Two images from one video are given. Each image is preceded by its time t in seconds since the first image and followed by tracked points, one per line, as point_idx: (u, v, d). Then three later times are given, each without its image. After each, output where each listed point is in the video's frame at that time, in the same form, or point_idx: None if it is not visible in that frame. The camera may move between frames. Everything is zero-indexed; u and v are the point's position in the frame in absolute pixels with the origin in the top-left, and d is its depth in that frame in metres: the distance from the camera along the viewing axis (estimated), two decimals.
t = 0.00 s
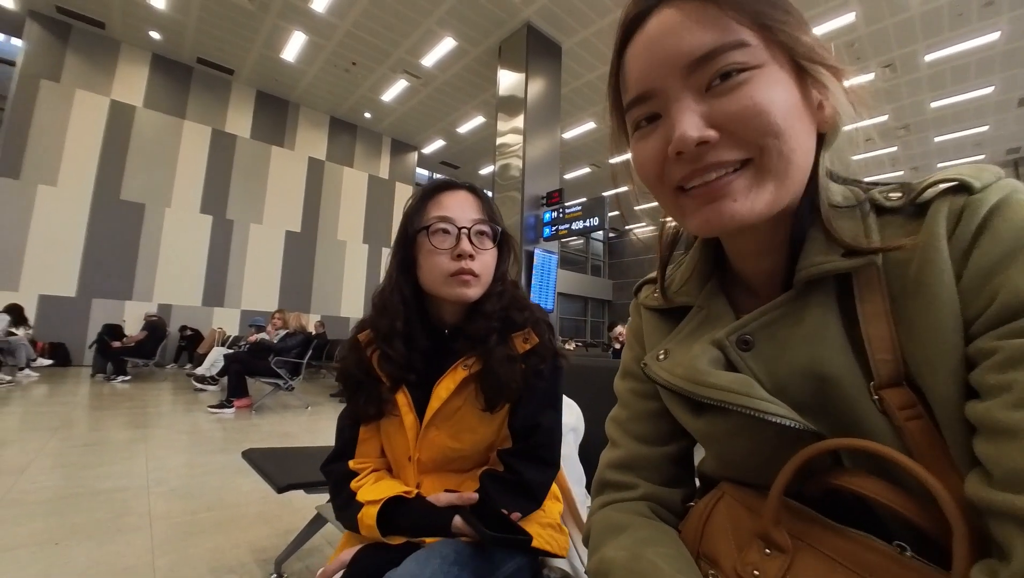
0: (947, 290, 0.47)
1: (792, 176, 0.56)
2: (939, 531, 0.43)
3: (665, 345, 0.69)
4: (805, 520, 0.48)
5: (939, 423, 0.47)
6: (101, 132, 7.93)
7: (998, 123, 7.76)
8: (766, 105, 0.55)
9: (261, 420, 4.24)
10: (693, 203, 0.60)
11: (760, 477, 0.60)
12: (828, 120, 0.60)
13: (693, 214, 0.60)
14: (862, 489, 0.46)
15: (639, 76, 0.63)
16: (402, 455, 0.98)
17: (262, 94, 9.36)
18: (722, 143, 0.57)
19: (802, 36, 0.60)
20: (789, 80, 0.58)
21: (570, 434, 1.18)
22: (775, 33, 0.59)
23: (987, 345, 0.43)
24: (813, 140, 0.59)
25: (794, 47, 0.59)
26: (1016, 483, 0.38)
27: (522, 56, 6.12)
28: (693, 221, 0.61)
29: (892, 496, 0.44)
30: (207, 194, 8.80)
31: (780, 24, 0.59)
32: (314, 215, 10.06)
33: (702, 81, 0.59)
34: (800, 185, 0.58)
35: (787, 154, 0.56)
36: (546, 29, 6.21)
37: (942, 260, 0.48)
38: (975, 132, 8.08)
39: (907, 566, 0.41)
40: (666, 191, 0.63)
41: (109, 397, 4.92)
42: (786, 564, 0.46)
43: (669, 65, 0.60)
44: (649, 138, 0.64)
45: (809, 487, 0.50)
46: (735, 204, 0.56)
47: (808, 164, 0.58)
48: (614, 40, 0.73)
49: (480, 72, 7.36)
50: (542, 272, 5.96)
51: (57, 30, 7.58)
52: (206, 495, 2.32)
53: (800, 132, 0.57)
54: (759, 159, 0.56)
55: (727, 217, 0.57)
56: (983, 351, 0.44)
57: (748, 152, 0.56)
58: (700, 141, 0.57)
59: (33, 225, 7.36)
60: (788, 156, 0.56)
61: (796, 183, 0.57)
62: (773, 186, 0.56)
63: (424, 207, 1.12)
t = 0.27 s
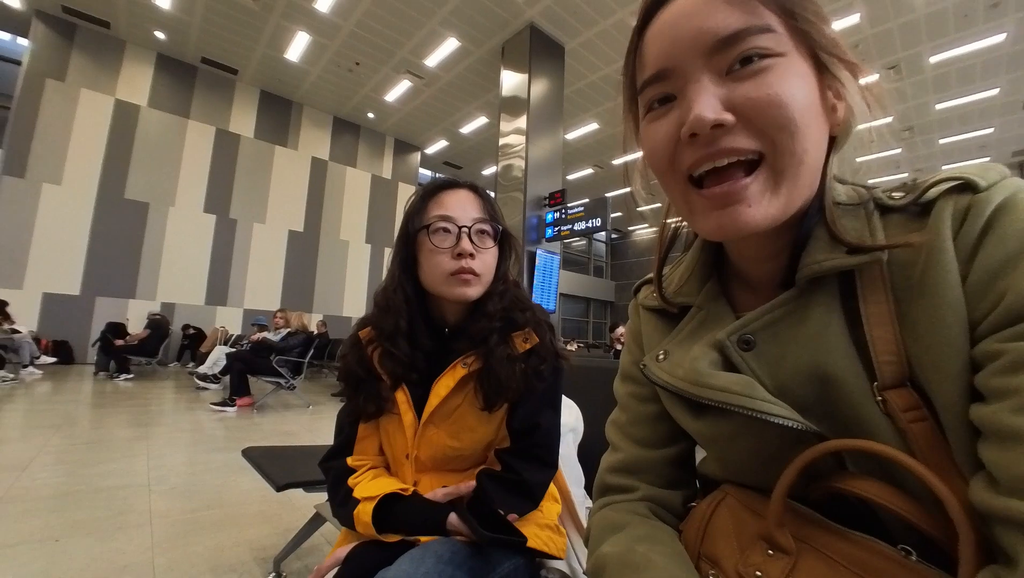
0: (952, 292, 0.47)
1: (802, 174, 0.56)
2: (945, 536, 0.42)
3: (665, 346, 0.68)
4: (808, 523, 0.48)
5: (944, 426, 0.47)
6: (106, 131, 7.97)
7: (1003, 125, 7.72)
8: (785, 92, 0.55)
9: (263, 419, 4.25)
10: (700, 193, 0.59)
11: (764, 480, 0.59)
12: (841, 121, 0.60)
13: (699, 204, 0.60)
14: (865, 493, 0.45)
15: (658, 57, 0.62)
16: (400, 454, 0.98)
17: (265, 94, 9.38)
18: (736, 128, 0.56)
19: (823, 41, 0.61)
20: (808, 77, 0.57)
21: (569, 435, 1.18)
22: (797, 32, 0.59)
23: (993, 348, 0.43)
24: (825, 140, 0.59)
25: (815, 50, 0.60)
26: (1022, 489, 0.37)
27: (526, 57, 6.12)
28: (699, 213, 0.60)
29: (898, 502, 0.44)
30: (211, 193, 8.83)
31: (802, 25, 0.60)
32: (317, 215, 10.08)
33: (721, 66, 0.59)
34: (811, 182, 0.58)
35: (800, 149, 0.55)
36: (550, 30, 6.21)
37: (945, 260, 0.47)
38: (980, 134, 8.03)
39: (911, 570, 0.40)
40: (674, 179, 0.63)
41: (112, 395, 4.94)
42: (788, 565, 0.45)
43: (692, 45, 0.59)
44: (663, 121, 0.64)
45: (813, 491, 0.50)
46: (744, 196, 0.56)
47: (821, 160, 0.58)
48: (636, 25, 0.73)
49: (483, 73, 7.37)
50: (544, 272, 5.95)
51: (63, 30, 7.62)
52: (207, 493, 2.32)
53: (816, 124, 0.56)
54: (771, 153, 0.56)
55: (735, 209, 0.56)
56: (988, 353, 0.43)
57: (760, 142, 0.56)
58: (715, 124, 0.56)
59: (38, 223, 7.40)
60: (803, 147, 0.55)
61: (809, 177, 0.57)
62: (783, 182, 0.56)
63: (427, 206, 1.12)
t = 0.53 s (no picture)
0: (944, 295, 0.47)
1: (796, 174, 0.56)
2: (929, 540, 0.43)
3: (659, 346, 0.68)
4: (797, 527, 0.48)
5: (935, 430, 0.47)
6: (110, 132, 8.01)
7: (1007, 128, 7.69)
8: (784, 95, 0.55)
9: (264, 419, 4.27)
10: (695, 189, 0.60)
11: (755, 483, 0.59)
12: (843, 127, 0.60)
13: (694, 200, 0.60)
14: (852, 499, 0.46)
15: (664, 55, 0.63)
16: (396, 455, 0.98)
17: (269, 95, 9.42)
18: (734, 130, 0.56)
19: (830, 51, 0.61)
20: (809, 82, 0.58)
21: (566, 437, 1.17)
22: (801, 38, 0.60)
23: (984, 353, 0.43)
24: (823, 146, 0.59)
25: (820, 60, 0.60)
26: (1009, 497, 0.38)
27: (528, 59, 6.13)
28: (693, 209, 0.60)
29: (886, 508, 0.44)
30: (214, 193, 8.87)
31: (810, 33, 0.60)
32: (320, 216, 10.11)
33: (723, 68, 0.59)
34: (804, 188, 0.57)
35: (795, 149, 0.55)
36: (552, 32, 6.22)
37: (939, 264, 0.48)
38: (984, 136, 8.01)
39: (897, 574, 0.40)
40: (672, 174, 0.63)
41: (114, 394, 4.97)
42: (776, 570, 0.45)
43: (696, 45, 0.60)
44: (666, 119, 0.64)
45: (802, 496, 0.50)
46: (737, 192, 0.56)
47: (815, 166, 0.58)
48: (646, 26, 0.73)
49: (486, 74, 7.38)
50: (546, 274, 5.95)
51: (69, 31, 7.68)
52: (208, 492, 2.33)
53: (811, 130, 0.56)
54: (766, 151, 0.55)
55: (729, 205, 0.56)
56: (977, 359, 0.44)
57: (757, 140, 0.56)
58: (713, 124, 0.56)
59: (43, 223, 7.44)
60: (795, 153, 0.55)
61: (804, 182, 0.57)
62: (779, 181, 0.55)
63: (419, 209, 1.12)
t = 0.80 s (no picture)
0: (950, 291, 0.46)
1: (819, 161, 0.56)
2: (937, 539, 0.42)
3: (663, 345, 0.68)
4: (802, 525, 0.48)
5: (942, 428, 0.46)
6: (115, 132, 8.06)
7: (1013, 130, 7.65)
8: (815, 80, 0.55)
9: (267, 418, 4.28)
10: (724, 173, 0.57)
11: (760, 483, 0.59)
12: (839, 126, 0.64)
13: (722, 184, 0.58)
14: (859, 497, 0.45)
15: (684, 42, 0.62)
16: (398, 454, 0.98)
17: (273, 95, 9.45)
18: (768, 115, 0.55)
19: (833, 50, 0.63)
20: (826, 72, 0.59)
21: (568, 436, 1.17)
22: (815, 31, 0.61)
23: (992, 350, 0.42)
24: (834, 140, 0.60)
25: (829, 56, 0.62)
26: (1017, 494, 0.37)
27: (531, 60, 6.13)
28: (721, 195, 0.58)
29: (892, 506, 0.44)
30: (218, 194, 8.91)
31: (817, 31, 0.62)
32: (323, 216, 10.13)
33: (750, 54, 0.59)
34: (825, 176, 0.58)
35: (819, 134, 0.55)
36: (555, 33, 6.22)
37: (944, 260, 0.47)
38: (990, 138, 7.96)
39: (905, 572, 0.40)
40: (694, 161, 0.60)
41: (118, 393, 4.98)
42: (782, 568, 0.45)
43: (721, 33, 0.59)
44: (689, 108, 0.62)
45: (807, 494, 0.50)
46: (770, 175, 0.54)
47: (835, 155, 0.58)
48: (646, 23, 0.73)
49: (489, 76, 7.39)
50: (548, 275, 5.95)
51: (75, 32, 7.74)
52: (210, 491, 2.34)
53: (835, 118, 0.57)
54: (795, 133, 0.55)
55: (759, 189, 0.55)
56: (984, 356, 0.43)
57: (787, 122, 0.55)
58: (750, 108, 0.55)
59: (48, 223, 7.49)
60: (824, 139, 0.56)
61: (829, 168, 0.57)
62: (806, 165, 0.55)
63: (417, 210, 1.12)
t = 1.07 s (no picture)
0: (956, 297, 0.46)
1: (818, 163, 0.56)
2: (947, 548, 0.41)
3: (668, 351, 0.68)
4: (809, 532, 0.47)
5: (949, 435, 0.45)
6: (119, 133, 8.09)
7: (1019, 131, 7.60)
8: (805, 85, 0.55)
9: (269, 419, 4.28)
10: (720, 183, 0.57)
11: (767, 491, 0.58)
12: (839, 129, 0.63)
13: (720, 194, 0.57)
14: (865, 504, 0.45)
15: (674, 55, 0.62)
16: (400, 458, 0.98)
17: (277, 97, 9.49)
18: (759, 123, 0.55)
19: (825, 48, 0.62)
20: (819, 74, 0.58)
21: (572, 440, 1.16)
22: (805, 35, 0.60)
23: (999, 355, 0.42)
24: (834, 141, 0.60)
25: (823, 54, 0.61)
26: None
27: (534, 61, 6.13)
28: (717, 206, 0.58)
29: (899, 513, 0.43)
30: (221, 194, 8.94)
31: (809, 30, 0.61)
32: (326, 217, 10.14)
33: (739, 63, 0.58)
34: (824, 180, 0.57)
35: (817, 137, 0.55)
36: (558, 35, 6.22)
37: (951, 264, 0.46)
38: (995, 139, 7.92)
39: None
40: (691, 172, 0.60)
41: (121, 393, 5.00)
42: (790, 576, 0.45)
43: (709, 44, 0.59)
44: (683, 118, 0.62)
45: (814, 502, 0.49)
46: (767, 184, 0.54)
47: (833, 158, 0.57)
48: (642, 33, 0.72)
49: (492, 77, 7.40)
50: (551, 276, 5.94)
51: (80, 34, 7.78)
52: (212, 492, 2.34)
53: (829, 121, 0.56)
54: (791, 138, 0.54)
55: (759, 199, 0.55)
56: (992, 362, 0.43)
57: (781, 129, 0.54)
58: (740, 118, 0.55)
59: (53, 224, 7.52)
60: (819, 141, 0.55)
61: (825, 171, 0.56)
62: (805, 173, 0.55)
63: (420, 213, 1.12)
